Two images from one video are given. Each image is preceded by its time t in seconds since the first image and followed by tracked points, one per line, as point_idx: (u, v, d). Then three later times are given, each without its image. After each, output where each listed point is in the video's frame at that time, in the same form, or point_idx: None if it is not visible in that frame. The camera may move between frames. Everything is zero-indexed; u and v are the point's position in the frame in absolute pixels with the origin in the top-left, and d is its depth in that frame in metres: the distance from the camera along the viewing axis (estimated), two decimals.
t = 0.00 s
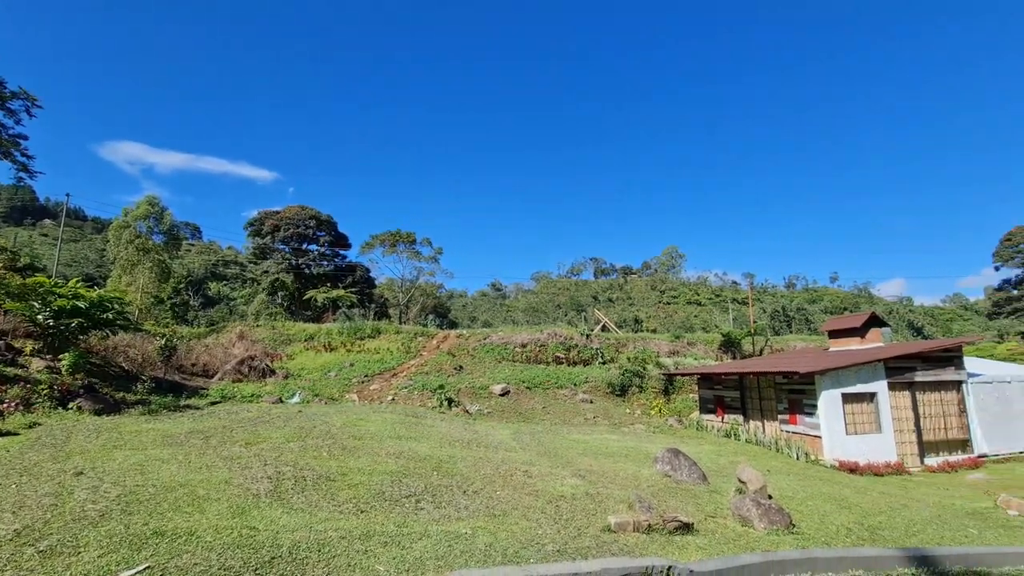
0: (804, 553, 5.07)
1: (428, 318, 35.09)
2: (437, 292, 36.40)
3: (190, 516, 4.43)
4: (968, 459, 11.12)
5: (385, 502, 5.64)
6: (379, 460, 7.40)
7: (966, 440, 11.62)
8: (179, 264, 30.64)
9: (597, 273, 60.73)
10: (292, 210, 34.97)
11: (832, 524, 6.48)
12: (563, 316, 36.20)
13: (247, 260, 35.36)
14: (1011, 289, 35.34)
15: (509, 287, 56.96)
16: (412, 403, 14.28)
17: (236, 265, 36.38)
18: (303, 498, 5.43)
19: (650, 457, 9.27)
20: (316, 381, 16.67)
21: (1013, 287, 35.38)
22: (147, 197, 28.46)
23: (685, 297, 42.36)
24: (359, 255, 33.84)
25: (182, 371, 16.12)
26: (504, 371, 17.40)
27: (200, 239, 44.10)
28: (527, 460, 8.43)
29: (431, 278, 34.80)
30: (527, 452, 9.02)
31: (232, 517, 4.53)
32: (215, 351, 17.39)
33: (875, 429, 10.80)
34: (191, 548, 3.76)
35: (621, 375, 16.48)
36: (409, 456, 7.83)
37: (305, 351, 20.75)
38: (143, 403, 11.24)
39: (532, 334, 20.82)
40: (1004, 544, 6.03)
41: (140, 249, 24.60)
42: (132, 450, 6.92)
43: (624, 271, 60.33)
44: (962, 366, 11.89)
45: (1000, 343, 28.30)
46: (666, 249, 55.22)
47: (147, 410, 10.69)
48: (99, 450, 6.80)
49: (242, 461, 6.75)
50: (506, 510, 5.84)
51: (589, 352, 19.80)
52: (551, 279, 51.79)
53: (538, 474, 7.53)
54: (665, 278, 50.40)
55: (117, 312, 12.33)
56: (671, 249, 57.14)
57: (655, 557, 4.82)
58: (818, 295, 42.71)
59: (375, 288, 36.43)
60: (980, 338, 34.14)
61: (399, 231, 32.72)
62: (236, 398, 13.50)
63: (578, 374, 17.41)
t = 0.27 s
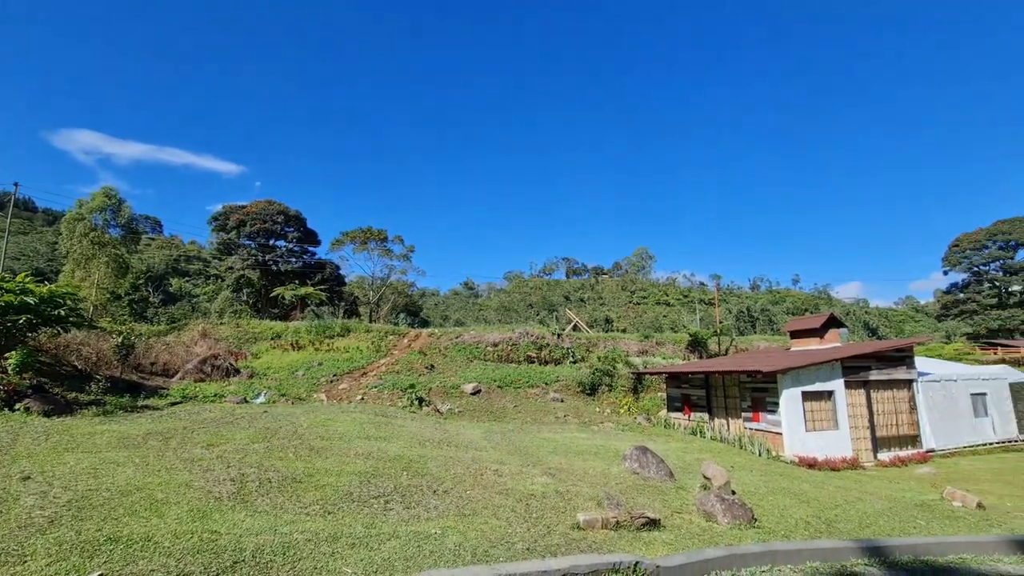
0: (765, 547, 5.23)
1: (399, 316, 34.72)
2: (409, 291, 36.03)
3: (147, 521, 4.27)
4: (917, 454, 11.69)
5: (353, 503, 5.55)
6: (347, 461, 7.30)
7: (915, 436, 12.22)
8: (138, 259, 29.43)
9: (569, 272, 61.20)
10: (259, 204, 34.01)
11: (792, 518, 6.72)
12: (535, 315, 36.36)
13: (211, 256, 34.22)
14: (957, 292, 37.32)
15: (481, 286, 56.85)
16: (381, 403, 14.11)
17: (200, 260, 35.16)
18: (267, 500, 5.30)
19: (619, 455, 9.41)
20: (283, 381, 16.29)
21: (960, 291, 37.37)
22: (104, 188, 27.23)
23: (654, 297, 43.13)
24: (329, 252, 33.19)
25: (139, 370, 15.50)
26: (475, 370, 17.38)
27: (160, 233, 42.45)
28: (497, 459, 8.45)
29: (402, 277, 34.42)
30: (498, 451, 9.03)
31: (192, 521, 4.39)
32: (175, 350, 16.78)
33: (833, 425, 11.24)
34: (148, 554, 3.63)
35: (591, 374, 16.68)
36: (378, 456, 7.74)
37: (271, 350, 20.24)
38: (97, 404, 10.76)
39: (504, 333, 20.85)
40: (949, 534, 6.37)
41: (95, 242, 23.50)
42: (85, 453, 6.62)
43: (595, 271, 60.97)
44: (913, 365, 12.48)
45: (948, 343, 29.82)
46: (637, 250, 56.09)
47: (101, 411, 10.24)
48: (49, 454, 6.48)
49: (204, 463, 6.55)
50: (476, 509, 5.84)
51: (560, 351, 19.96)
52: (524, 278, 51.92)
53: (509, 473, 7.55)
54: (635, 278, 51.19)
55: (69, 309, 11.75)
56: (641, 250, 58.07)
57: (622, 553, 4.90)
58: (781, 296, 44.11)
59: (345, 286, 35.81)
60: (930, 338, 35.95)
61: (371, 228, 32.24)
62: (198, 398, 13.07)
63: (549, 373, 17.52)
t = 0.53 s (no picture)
0: (730, 542, 5.37)
1: (371, 315, 34.27)
2: (382, 289, 35.60)
3: (103, 525, 4.11)
4: (874, 451, 12.18)
5: (321, 504, 5.46)
6: (316, 461, 7.17)
7: (873, 434, 12.72)
8: (97, 252, 28.25)
9: (544, 273, 61.47)
10: (228, 198, 33.04)
11: (756, 514, 6.91)
12: (509, 314, 36.38)
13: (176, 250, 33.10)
14: (913, 297, 39.01)
15: (456, 285, 56.57)
16: (353, 402, 13.91)
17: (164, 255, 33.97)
18: (232, 502, 5.17)
19: (590, 454, 9.51)
20: (251, 380, 15.87)
21: (916, 295, 39.06)
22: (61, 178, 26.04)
23: (627, 298, 43.72)
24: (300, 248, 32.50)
25: (98, 368, 14.87)
26: (449, 369, 17.31)
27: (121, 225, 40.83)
28: (469, 458, 8.43)
29: (375, 274, 33.97)
30: (470, 451, 9.02)
31: (151, 525, 4.24)
32: (137, 347, 16.19)
33: (796, 424, 11.61)
34: (103, 560, 3.50)
35: (564, 373, 16.81)
36: (348, 456, 7.63)
37: (238, 348, 19.69)
38: (51, 403, 10.28)
39: (478, 333, 20.81)
40: (902, 527, 6.66)
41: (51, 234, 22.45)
42: (38, 454, 6.33)
43: (569, 271, 61.39)
44: (871, 366, 12.99)
45: (904, 345, 31.12)
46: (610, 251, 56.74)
47: (55, 411, 9.78)
48: None
49: (166, 464, 6.33)
50: (448, 509, 5.82)
51: (534, 351, 20.04)
52: (499, 277, 51.89)
53: (481, 472, 7.55)
54: (609, 279, 51.75)
55: (21, 304, 11.19)
56: (615, 251, 58.76)
57: (592, 550, 4.96)
58: (749, 299, 45.29)
59: (317, 283, 35.13)
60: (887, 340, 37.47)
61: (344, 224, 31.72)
62: (160, 397, 12.63)
63: (522, 372, 17.56)
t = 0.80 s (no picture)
0: (695, 538, 5.50)
1: (342, 313, 33.71)
2: (354, 287, 35.05)
3: (54, 531, 3.94)
4: (832, 449, 12.65)
5: (287, 506, 5.34)
6: (282, 462, 7.01)
7: (832, 432, 13.21)
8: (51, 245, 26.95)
9: (517, 272, 61.60)
10: (192, 191, 31.98)
11: (720, 511, 7.09)
12: (482, 314, 36.35)
13: (136, 245, 31.83)
14: (870, 300, 40.67)
15: (429, 283, 56.15)
16: (321, 402, 13.66)
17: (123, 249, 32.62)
18: (193, 505, 5.01)
19: (561, 452, 9.58)
20: (215, 379, 15.41)
21: (872, 298, 40.73)
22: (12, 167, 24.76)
23: (599, 299, 44.23)
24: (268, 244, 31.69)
25: (49, 367, 14.19)
26: (420, 368, 17.18)
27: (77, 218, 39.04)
28: (440, 458, 8.39)
29: (346, 272, 33.43)
30: (441, 450, 8.98)
31: (105, 530, 4.08)
32: (92, 345, 15.52)
33: (760, 423, 11.96)
34: (52, 568, 3.35)
35: (536, 373, 16.90)
36: (316, 457, 7.49)
37: (202, 346, 19.08)
38: None
39: (451, 332, 20.72)
40: (857, 521, 6.95)
41: None
42: None
43: (543, 271, 61.71)
44: (831, 367, 13.48)
45: (861, 346, 32.47)
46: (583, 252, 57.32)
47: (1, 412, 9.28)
48: None
49: (123, 467, 6.09)
50: (418, 509, 5.78)
51: (506, 350, 20.06)
52: (472, 276, 51.77)
53: (452, 472, 7.52)
54: (581, 279, 52.23)
55: None
56: (587, 252, 59.36)
57: (561, 548, 5.00)
58: (717, 300, 46.42)
59: (285, 280, 34.33)
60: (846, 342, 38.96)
61: (314, 220, 31.11)
62: (118, 397, 12.14)
63: (495, 372, 17.56)
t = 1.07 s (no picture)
0: (662, 535, 5.61)
1: (311, 311, 33.06)
2: (323, 285, 34.39)
3: None
4: (793, 445, 13.09)
5: (251, 509, 5.21)
6: (245, 465, 6.82)
7: (793, 429, 13.67)
8: None
9: (489, 272, 61.55)
10: (153, 184, 30.76)
11: (686, 507, 7.26)
12: (454, 313, 36.20)
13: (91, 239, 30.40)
14: (830, 302, 42.26)
15: (400, 282, 55.54)
16: (288, 402, 13.36)
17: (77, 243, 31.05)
18: (151, 510, 4.84)
19: (531, 452, 9.63)
20: (175, 379, 14.87)
21: (832, 300, 42.31)
22: None
23: (571, 299, 44.62)
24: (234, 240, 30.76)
25: None
26: (391, 368, 16.98)
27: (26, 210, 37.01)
28: (410, 458, 8.32)
29: (316, 270, 32.77)
30: (411, 451, 8.90)
31: (53, 538, 3.89)
32: (43, 345, 14.78)
33: (725, 421, 12.28)
34: None
35: (508, 373, 16.95)
36: (282, 459, 7.32)
37: (161, 345, 18.37)
38: None
39: (422, 331, 20.55)
40: (814, 515, 7.22)
41: None
42: None
43: (515, 271, 61.83)
44: (792, 366, 13.95)
45: (821, 346, 33.74)
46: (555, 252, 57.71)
47: None
48: None
49: (75, 472, 5.82)
50: (387, 510, 5.72)
51: (478, 350, 20.03)
52: (444, 276, 51.48)
53: (422, 473, 7.47)
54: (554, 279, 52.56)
55: None
56: (560, 252, 59.76)
57: (530, 547, 5.03)
58: (685, 301, 47.42)
59: (252, 277, 33.41)
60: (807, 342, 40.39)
61: (282, 217, 30.39)
62: (70, 399, 11.59)
63: (466, 371, 17.50)
